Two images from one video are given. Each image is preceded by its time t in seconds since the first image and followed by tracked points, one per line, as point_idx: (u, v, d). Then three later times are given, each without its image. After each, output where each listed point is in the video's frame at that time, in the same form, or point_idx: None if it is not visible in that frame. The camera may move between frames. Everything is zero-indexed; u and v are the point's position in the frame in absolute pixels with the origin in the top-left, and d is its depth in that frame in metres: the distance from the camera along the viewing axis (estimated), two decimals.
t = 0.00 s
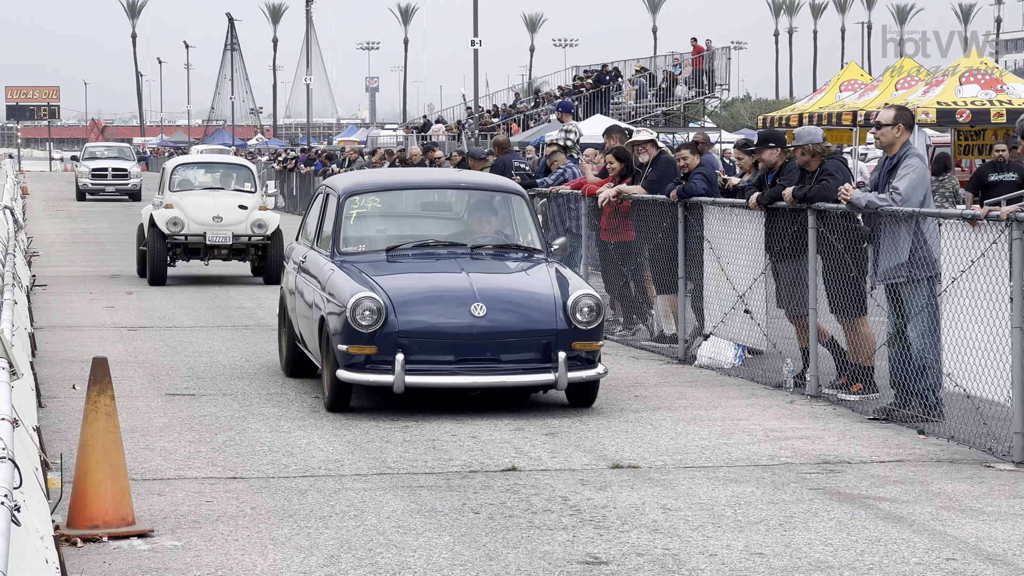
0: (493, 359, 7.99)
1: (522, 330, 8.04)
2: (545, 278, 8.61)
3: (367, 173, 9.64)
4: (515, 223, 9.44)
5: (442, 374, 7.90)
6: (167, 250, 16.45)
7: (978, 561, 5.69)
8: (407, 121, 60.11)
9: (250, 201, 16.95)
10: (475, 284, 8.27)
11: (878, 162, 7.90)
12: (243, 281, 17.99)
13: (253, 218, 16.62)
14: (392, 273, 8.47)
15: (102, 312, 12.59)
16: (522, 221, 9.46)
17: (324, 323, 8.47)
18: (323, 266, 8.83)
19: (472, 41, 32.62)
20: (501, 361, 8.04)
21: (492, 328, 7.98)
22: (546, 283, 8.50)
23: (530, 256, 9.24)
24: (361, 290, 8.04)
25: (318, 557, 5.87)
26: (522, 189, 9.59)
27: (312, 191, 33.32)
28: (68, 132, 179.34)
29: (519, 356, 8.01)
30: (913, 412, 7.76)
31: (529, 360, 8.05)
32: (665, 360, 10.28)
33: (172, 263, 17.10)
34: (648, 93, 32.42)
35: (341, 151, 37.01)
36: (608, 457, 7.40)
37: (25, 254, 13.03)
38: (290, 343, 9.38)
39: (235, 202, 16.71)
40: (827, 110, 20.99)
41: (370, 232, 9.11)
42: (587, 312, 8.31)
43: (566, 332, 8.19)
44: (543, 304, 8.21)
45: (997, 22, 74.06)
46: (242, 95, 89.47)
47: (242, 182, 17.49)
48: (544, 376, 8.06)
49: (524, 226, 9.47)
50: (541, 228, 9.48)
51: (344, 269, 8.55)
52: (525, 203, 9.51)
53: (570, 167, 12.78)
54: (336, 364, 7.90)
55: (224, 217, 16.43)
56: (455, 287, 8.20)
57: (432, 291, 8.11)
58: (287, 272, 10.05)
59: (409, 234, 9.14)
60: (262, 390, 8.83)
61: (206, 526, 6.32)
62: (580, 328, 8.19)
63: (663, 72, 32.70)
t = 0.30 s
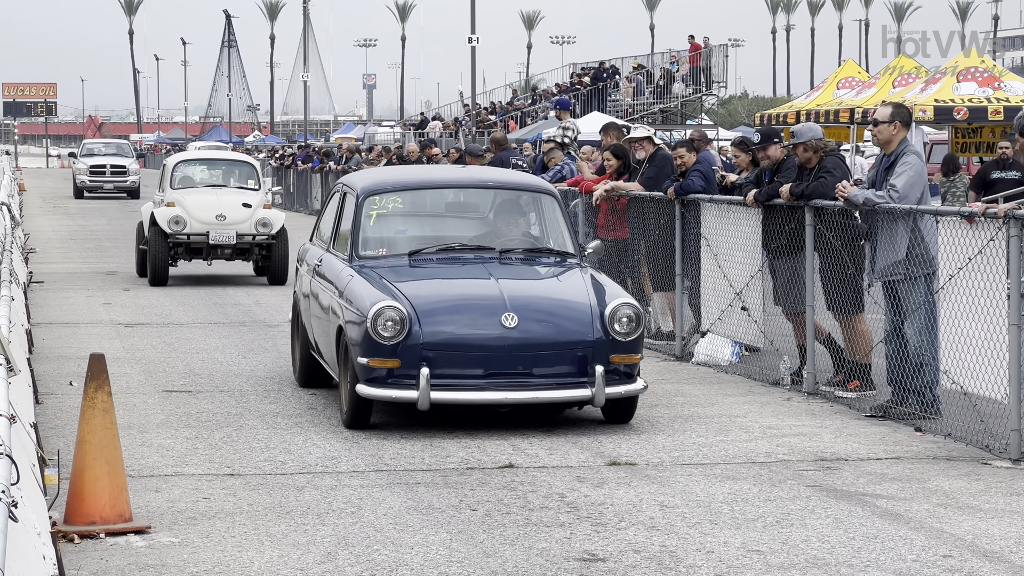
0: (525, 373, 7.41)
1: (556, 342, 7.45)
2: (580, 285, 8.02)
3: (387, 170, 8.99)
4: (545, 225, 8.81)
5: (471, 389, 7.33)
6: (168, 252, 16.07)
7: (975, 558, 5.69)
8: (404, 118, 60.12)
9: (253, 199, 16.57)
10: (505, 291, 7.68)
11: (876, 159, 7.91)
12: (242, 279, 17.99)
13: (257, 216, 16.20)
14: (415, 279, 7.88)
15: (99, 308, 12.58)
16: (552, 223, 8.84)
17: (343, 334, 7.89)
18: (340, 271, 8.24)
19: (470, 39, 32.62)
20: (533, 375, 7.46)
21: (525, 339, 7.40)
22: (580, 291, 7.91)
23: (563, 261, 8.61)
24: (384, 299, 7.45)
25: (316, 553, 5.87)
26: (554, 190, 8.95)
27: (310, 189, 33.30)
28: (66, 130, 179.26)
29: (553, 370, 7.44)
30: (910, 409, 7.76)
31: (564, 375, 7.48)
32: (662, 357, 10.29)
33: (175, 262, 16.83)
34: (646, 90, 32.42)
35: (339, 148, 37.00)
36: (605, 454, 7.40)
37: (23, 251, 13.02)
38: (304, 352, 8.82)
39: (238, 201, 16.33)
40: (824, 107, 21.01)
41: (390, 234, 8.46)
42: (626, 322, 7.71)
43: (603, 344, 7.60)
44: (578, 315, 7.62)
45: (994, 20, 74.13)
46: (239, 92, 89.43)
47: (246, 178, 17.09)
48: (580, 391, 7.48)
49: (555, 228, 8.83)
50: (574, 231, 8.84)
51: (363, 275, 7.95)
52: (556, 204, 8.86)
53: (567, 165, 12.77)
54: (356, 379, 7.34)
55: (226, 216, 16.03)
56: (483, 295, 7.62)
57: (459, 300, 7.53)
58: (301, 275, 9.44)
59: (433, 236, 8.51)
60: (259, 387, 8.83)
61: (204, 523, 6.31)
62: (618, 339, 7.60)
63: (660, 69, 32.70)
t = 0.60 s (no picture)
0: (560, 388, 6.81)
1: (593, 354, 6.84)
2: (619, 291, 7.37)
3: (408, 165, 8.30)
4: (577, 225, 8.11)
5: (501, 406, 6.73)
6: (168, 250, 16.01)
7: (968, 553, 5.70)
8: (400, 114, 60.14)
9: (255, 195, 16.51)
10: (538, 299, 7.05)
11: (869, 154, 7.92)
12: (236, 275, 17.99)
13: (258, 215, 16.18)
14: (441, 283, 7.24)
15: (94, 304, 12.57)
16: (585, 222, 8.14)
17: (363, 344, 7.29)
18: (358, 275, 7.63)
19: (465, 34, 32.62)
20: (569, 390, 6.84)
21: (560, 351, 6.80)
22: (619, 298, 7.26)
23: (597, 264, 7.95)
24: (406, 306, 6.84)
25: (309, 548, 5.87)
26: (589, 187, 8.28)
27: (305, 184, 33.30)
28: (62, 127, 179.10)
29: (590, 385, 6.83)
30: (903, 404, 7.77)
31: (602, 390, 6.87)
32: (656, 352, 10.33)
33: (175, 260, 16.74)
34: (640, 86, 32.47)
35: (333, 144, 37.03)
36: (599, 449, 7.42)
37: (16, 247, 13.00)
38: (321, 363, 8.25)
39: (240, 198, 16.28)
40: (818, 103, 21.06)
41: (410, 236, 7.79)
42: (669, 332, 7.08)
43: (644, 356, 6.97)
44: (617, 325, 6.99)
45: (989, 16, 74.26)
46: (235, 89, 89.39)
47: (247, 174, 17.03)
48: (618, 407, 6.87)
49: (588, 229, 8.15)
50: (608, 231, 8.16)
51: (385, 280, 7.33)
52: (589, 201, 8.18)
53: (561, 158, 12.72)
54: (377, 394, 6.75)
55: (227, 213, 15.98)
56: (514, 302, 7.00)
57: (490, 309, 6.90)
58: (314, 278, 8.83)
59: (457, 238, 7.84)
60: (253, 382, 8.84)
61: (197, 518, 6.31)
62: (660, 351, 6.98)
63: (654, 64, 32.76)
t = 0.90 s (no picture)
0: (598, 403, 6.23)
1: (636, 368, 6.25)
2: (661, 297, 6.76)
3: (430, 160, 7.68)
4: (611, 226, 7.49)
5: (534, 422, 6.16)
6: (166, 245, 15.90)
7: (959, 545, 5.71)
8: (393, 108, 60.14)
9: (256, 190, 16.44)
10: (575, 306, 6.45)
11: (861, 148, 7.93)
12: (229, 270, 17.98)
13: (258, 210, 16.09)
14: (468, 288, 6.64)
15: (86, 297, 12.55)
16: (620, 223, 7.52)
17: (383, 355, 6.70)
18: (375, 280, 7.04)
19: (458, 28, 32.59)
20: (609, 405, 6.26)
21: (599, 364, 6.21)
22: (661, 305, 6.64)
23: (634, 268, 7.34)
24: (432, 314, 6.25)
25: (301, 541, 5.87)
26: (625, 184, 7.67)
27: (298, 178, 33.30)
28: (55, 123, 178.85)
29: (630, 400, 6.25)
30: (895, 397, 7.76)
31: (644, 405, 6.29)
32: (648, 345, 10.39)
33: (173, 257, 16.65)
34: (633, 79, 32.49)
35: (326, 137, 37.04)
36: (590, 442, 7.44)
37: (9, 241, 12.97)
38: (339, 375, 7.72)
39: (240, 192, 16.19)
40: (810, 96, 21.09)
41: (433, 237, 7.20)
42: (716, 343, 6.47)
43: (689, 368, 6.37)
44: (660, 335, 6.39)
45: (982, 10, 74.38)
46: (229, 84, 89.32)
47: (247, 168, 17.00)
48: (662, 424, 6.27)
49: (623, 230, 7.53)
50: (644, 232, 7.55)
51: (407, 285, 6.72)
52: (625, 199, 7.56)
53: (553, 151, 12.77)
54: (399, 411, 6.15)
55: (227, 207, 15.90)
56: (548, 310, 6.41)
57: (523, 317, 6.31)
58: (327, 281, 8.23)
59: (482, 239, 7.24)
60: (245, 374, 8.84)
61: (189, 510, 6.30)
62: (707, 363, 6.37)
63: (647, 58, 32.79)
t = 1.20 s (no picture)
0: (644, 416, 5.62)
1: (687, 377, 5.64)
2: (711, 301, 6.15)
3: (455, 156, 7.08)
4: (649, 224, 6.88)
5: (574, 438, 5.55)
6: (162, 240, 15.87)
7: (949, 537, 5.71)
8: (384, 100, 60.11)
9: (255, 183, 16.42)
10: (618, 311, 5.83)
11: (853, 141, 7.95)
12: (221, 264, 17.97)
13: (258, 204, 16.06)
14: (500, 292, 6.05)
15: (76, 289, 12.53)
16: (659, 221, 6.92)
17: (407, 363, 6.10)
18: (398, 282, 6.46)
19: (450, 20, 32.54)
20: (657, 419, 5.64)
21: (645, 373, 5.61)
22: (712, 310, 6.02)
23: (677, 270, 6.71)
24: (462, 319, 5.66)
25: (292, 533, 5.86)
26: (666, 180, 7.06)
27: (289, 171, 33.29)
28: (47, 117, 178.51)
29: (678, 411, 5.63)
30: (885, 390, 7.77)
31: (695, 418, 5.67)
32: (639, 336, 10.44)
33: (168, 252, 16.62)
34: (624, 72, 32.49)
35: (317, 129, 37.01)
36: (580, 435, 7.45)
37: None
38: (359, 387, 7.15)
39: (238, 185, 16.19)
40: (802, 89, 21.10)
41: (458, 237, 6.59)
42: (773, 349, 5.85)
43: (743, 378, 5.75)
44: (711, 342, 5.77)
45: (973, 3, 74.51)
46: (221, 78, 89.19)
47: (245, 161, 16.97)
48: (715, 438, 5.65)
49: (662, 228, 6.92)
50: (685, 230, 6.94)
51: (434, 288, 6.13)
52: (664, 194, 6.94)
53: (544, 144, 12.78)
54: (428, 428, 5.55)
55: (225, 201, 15.84)
56: (587, 314, 5.80)
57: (562, 322, 5.71)
58: (343, 284, 7.67)
59: (511, 237, 6.63)
60: (237, 367, 8.83)
61: (180, 502, 6.30)
62: (762, 371, 5.76)
63: (639, 50, 32.79)
